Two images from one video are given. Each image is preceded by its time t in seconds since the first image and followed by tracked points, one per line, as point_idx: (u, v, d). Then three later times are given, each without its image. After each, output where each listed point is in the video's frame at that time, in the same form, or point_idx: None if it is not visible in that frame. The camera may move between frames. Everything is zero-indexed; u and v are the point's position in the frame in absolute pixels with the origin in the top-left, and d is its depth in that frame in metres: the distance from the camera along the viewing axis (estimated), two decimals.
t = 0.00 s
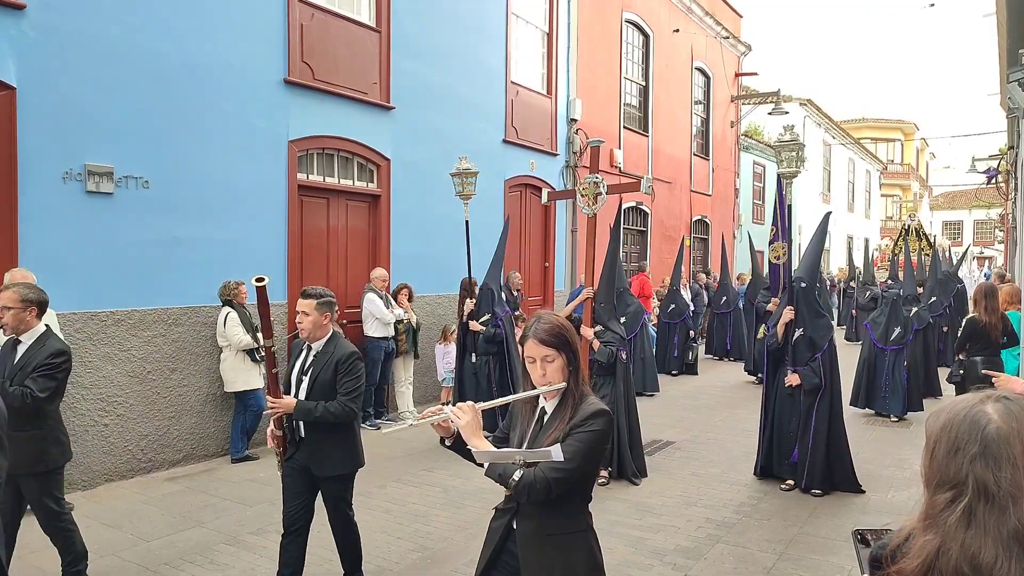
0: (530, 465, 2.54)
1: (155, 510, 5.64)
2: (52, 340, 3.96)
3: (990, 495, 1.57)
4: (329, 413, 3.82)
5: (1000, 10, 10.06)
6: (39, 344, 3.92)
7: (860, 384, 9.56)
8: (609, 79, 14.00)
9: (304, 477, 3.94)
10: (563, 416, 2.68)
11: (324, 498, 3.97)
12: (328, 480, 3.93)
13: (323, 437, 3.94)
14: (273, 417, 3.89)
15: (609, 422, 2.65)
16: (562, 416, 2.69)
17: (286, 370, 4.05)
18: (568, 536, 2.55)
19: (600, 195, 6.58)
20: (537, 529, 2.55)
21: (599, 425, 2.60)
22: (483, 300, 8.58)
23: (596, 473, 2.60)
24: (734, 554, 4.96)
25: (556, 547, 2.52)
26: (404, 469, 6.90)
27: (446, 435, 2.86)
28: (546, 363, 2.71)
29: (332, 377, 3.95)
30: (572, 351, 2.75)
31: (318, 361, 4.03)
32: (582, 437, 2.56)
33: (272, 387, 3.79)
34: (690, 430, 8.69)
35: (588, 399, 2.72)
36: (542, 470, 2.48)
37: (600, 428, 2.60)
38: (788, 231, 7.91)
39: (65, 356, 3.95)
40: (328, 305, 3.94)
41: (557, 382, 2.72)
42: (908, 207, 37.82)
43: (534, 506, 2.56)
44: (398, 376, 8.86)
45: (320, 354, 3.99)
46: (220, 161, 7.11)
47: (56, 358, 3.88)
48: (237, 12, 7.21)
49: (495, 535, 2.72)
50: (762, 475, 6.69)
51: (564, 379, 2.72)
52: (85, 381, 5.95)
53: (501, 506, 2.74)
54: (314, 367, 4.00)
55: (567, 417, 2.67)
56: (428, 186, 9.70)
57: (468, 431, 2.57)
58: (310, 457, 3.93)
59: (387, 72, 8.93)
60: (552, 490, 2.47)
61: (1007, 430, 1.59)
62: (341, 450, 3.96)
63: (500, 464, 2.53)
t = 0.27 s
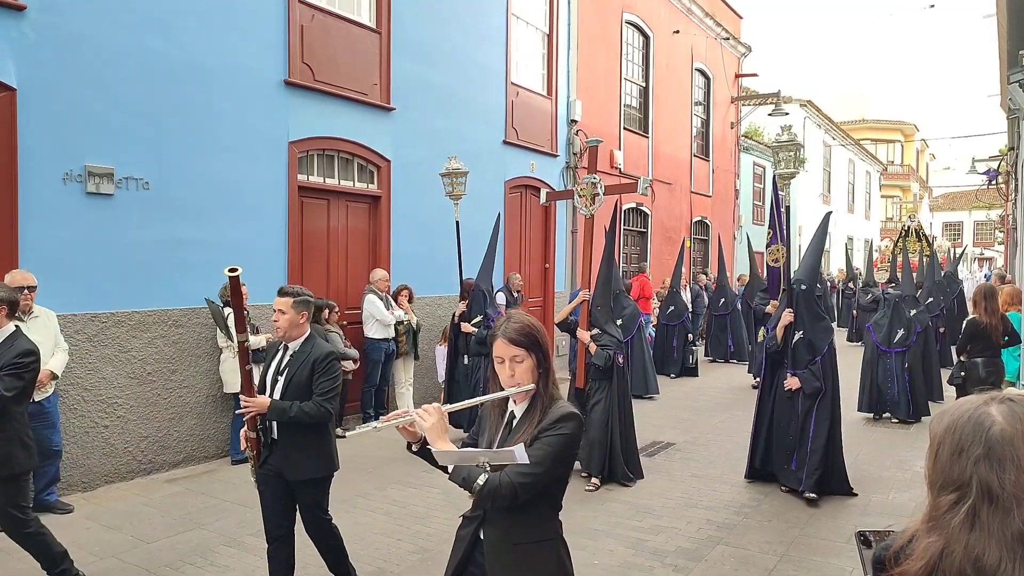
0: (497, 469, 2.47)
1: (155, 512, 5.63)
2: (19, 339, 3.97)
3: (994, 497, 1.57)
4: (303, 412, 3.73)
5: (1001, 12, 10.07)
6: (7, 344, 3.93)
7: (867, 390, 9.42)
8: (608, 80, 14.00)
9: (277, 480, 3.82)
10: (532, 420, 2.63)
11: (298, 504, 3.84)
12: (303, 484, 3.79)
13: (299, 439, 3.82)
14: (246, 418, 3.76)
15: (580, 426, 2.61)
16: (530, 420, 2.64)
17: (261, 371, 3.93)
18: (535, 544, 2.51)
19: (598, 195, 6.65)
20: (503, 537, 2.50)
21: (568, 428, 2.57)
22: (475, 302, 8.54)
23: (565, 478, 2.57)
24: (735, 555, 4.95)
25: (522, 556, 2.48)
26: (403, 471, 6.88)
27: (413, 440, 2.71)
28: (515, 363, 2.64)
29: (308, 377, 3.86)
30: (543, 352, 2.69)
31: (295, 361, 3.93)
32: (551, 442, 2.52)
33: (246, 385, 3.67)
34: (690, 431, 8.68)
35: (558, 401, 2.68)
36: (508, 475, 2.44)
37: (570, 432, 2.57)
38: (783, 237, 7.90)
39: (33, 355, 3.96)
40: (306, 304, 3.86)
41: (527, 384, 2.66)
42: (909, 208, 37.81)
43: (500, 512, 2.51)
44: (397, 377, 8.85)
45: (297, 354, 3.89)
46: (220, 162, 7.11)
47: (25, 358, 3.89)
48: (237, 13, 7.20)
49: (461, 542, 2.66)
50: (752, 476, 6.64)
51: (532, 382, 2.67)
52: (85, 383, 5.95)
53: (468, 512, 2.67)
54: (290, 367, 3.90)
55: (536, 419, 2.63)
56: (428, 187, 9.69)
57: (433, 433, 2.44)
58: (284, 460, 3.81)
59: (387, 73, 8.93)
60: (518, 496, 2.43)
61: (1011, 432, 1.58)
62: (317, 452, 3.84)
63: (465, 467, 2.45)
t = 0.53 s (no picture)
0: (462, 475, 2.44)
1: (154, 514, 5.62)
2: None
3: (996, 500, 1.57)
4: (285, 417, 3.60)
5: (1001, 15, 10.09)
6: None
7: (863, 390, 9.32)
8: (608, 81, 14.01)
9: (261, 487, 3.73)
10: (501, 423, 2.60)
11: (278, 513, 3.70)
12: (288, 488, 3.67)
13: (280, 445, 3.70)
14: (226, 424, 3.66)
15: (550, 430, 2.58)
16: (499, 423, 2.61)
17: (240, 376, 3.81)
18: (502, 553, 2.48)
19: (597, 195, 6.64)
20: (469, 546, 2.47)
21: (537, 433, 2.53)
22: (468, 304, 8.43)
23: (534, 483, 2.53)
24: (735, 557, 4.95)
25: (487, 564, 2.46)
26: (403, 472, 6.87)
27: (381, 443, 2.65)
28: (485, 364, 2.61)
29: (289, 381, 3.73)
30: (513, 353, 2.65)
31: (274, 364, 3.81)
32: (520, 446, 2.49)
33: (224, 392, 3.54)
34: (691, 433, 8.67)
35: (528, 405, 2.65)
36: (473, 481, 2.40)
37: (539, 437, 2.53)
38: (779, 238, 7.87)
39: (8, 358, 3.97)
40: (283, 306, 3.71)
41: (497, 386, 2.63)
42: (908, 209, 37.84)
43: (467, 519, 2.49)
44: (397, 379, 8.85)
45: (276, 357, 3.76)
46: (220, 164, 7.11)
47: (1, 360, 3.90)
48: (237, 15, 7.20)
49: (428, 550, 2.62)
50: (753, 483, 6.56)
51: (503, 385, 2.63)
52: (85, 385, 5.95)
53: (437, 519, 2.64)
54: (268, 371, 3.77)
55: (505, 423, 2.60)
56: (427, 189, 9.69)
57: (397, 437, 2.41)
58: (268, 465, 3.69)
59: (387, 74, 8.93)
60: (483, 502, 2.39)
61: (1013, 434, 1.59)
62: (299, 459, 3.71)
63: (430, 472, 2.42)
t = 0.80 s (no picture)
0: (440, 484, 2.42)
1: (154, 515, 5.63)
2: None
3: (989, 502, 1.61)
4: (276, 424, 3.53)
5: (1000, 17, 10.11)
6: None
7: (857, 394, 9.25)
8: (608, 82, 14.02)
9: (256, 491, 3.70)
10: (480, 431, 2.53)
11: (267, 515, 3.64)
12: (281, 496, 3.60)
13: (271, 450, 3.64)
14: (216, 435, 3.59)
15: (529, 437, 2.53)
16: (478, 430, 2.54)
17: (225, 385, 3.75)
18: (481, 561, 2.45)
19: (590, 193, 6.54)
20: (448, 554, 2.45)
21: (516, 441, 2.48)
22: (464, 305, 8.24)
23: (512, 490, 2.49)
24: (735, 559, 4.95)
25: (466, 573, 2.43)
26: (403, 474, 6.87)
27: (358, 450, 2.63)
28: (463, 373, 2.53)
29: (276, 387, 3.68)
30: (492, 359, 2.57)
31: (259, 371, 3.74)
32: (498, 456, 2.43)
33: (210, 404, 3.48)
34: (690, 434, 8.68)
35: (508, 410, 2.58)
36: (451, 490, 2.37)
37: (517, 444, 2.48)
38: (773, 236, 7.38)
39: None
40: (263, 311, 3.65)
41: (476, 394, 2.55)
42: (908, 210, 37.88)
43: (447, 527, 2.46)
44: (397, 380, 8.85)
45: (262, 364, 3.70)
46: (219, 165, 7.11)
47: None
48: (237, 16, 7.21)
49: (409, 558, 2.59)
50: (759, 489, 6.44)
51: (481, 392, 2.55)
52: (85, 386, 5.95)
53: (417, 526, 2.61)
54: (254, 378, 3.71)
55: (484, 430, 2.53)
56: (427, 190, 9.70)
57: (373, 445, 2.38)
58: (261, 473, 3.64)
59: (386, 76, 8.94)
60: (461, 511, 2.37)
61: (1006, 437, 1.63)
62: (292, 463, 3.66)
63: (405, 483, 2.42)
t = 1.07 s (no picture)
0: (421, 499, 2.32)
1: (153, 518, 5.62)
2: None
3: (968, 499, 1.61)
4: (268, 430, 3.51)
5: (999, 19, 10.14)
6: None
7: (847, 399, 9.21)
8: (607, 84, 14.03)
9: (246, 495, 3.66)
10: (463, 444, 2.43)
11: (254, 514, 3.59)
12: (271, 501, 3.56)
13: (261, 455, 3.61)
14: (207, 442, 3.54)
15: (514, 450, 2.41)
16: (461, 443, 2.43)
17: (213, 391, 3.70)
18: None
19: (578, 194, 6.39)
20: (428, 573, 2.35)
21: (500, 454, 2.36)
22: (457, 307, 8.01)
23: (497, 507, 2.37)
24: (735, 561, 4.94)
25: None
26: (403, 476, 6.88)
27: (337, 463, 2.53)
28: (444, 385, 2.44)
29: (266, 392, 3.65)
30: (474, 370, 2.48)
31: (248, 375, 3.72)
32: (480, 469, 2.32)
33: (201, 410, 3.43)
34: (690, 436, 8.69)
35: (492, 422, 2.47)
36: (430, 506, 2.27)
37: (501, 457, 2.36)
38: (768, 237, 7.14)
39: None
40: (254, 315, 3.62)
41: (458, 406, 2.46)
42: (907, 212, 37.92)
43: (428, 544, 2.36)
44: (396, 382, 8.84)
45: (253, 369, 3.67)
46: (219, 167, 7.11)
47: None
48: (236, 19, 7.22)
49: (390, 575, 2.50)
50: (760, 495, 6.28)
51: (463, 404, 2.46)
52: (83, 388, 5.95)
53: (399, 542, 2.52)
54: (243, 383, 3.68)
55: (467, 443, 2.42)
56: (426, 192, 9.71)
57: (350, 458, 2.29)
58: (250, 478, 3.60)
59: (386, 78, 8.95)
60: (442, 528, 2.27)
61: (986, 435, 1.63)
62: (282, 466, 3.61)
63: (385, 498, 2.34)
